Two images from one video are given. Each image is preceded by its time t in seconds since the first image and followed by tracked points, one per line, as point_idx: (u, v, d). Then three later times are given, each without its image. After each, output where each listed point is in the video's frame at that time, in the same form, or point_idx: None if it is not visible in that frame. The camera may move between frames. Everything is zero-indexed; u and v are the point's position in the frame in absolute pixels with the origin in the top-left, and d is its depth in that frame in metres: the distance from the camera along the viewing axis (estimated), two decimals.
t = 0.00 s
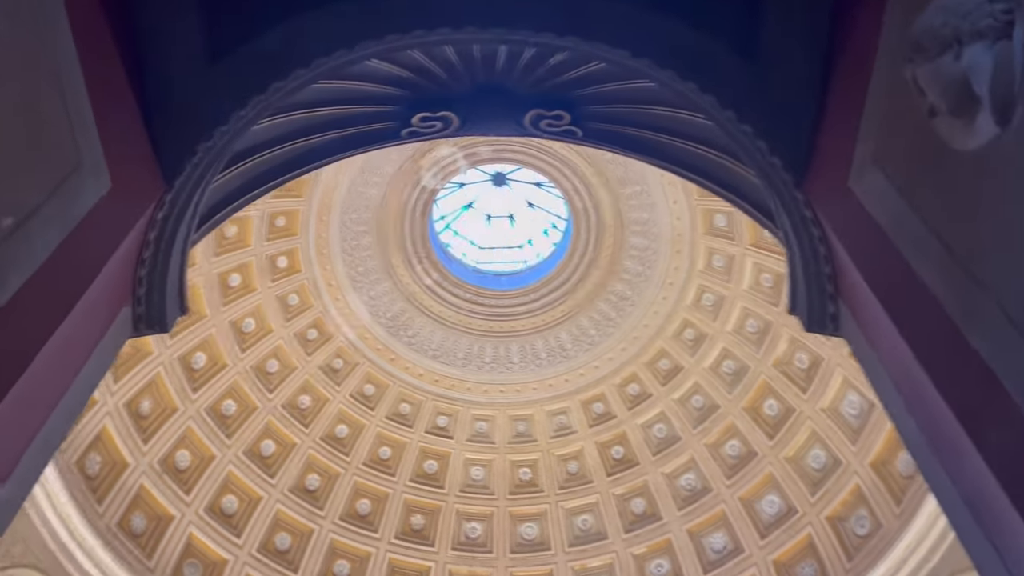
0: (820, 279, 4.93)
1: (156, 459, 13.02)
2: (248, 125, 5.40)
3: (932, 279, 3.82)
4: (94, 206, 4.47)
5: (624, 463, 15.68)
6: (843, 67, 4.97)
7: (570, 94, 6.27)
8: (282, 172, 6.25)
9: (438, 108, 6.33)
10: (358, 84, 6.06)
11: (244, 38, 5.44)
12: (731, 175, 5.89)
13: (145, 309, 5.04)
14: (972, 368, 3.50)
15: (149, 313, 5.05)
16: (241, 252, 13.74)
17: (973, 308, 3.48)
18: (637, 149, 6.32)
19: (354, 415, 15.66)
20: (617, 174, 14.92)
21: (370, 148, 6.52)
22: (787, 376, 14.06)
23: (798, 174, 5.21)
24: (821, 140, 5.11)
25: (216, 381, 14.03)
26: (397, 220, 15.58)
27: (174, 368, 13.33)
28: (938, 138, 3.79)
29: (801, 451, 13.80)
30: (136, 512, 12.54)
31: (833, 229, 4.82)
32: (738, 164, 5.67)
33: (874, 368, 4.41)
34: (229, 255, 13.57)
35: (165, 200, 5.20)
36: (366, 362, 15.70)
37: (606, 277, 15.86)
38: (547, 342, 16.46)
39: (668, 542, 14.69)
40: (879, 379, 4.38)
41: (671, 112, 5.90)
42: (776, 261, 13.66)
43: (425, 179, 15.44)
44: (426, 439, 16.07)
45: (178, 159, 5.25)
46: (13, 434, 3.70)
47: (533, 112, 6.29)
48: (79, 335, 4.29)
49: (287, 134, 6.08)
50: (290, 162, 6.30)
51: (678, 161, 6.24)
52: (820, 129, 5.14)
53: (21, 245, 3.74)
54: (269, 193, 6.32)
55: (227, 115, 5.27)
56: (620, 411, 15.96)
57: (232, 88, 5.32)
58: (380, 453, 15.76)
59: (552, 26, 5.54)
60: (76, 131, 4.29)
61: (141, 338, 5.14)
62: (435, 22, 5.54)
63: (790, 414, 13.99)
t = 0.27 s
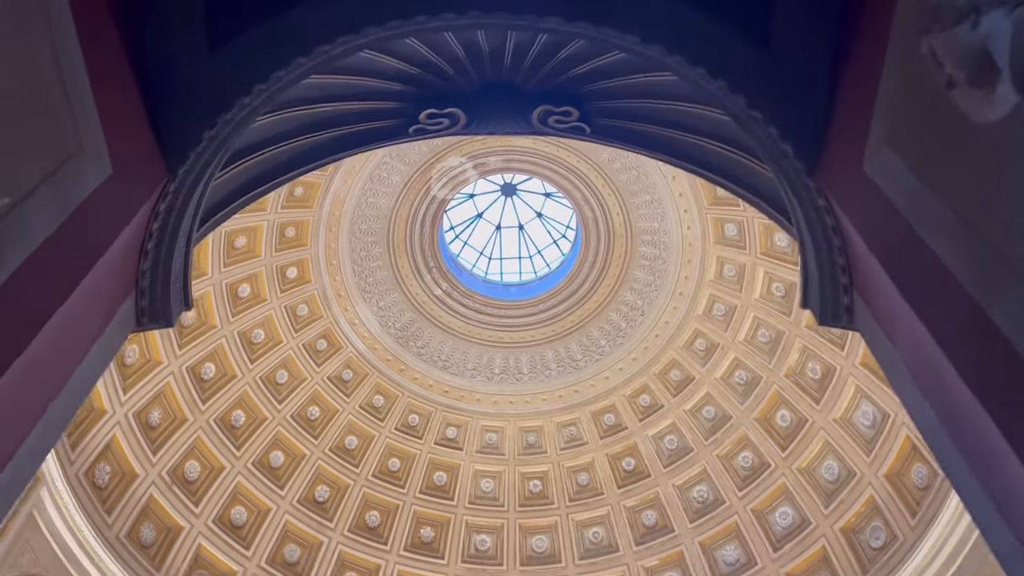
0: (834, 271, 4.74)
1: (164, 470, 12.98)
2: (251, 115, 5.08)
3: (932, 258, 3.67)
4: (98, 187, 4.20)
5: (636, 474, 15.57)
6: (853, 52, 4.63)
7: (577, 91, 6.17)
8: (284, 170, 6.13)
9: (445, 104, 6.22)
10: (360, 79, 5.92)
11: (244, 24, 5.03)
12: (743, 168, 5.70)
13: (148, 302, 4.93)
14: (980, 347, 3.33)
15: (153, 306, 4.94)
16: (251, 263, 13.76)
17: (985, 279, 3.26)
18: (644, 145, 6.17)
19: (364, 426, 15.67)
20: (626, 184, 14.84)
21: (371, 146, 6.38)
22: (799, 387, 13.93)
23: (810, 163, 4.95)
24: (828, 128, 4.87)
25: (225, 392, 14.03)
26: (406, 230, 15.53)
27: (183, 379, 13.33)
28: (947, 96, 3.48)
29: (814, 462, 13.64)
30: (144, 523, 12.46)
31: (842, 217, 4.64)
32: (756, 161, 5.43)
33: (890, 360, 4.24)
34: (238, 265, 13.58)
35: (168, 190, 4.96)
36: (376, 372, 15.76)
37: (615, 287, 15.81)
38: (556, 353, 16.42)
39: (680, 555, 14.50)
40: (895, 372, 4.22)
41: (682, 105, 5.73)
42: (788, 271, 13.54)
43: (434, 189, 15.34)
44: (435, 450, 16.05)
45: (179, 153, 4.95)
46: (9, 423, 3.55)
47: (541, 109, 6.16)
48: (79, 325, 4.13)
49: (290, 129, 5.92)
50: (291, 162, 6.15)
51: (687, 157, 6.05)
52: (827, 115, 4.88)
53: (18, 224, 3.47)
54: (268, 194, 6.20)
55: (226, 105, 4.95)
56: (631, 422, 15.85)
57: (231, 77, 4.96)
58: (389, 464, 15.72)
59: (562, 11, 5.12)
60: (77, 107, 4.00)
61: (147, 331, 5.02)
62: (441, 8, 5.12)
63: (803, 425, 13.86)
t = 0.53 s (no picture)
0: (841, 259, 4.79)
1: (165, 482, 12.89)
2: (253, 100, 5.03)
3: (941, 247, 3.69)
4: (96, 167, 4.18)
5: (640, 486, 15.46)
6: (865, 34, 4.56)
7: (580, 86, 6.14)
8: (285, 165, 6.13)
9: (448, 100, 6.21)
10: (359, 74, 5.90)
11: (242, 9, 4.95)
12: (750, 161, 5.72)
13: (147, 293, 4.97)
14: (982, 335, 3.37)
15: (150, 298, 4.99)
16: (253, 273, 13.74)
17: (1001, 262, 3.25)
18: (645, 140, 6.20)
19: (366, 437, 15.63)
20: (629, 194, 14.78)
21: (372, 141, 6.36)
22: (804, 398, 13.84)
23: (816, 148, 4.92)
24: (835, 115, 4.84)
25: (227, 403, 13.98)
26: (409, 241, 15.51)
27: (185, 391, 13.29)
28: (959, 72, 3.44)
29: (819, 473, 13.54)
30: (145, 535, 12.36)
31: (849, 203, 4.65)
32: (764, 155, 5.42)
33: (901, 346, 4.29)
34: (241, 276, 13.55)
35: (167, 178, 4.94)
36: (378, 384, 15.75)
37: (618, 297, 15.76)
38: (560, 364, 16.36)
39: (685, 568, 14.32)
40: (905, 358, 4.27)
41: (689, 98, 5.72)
42: (792, 280, 13.48)
43: (437, 200, 15.32)
44: (437, 462, 15.98)
45: (179, 140, 4.93)
46: (4, 408, 3.58)
47: (544, 104, 6.15)
48: (77, 313, 4.16)
49: (294, 122, 5.91)
50: (291, 156, 6.15)
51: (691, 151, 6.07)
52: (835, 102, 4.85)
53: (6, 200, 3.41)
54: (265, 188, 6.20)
55: (227, 89, 4.90)
56: (634, 434, 15.77)
57: (225, 62, 4.91)
58: (391, 476, 15.66)
59: None
60: (74, 88, 3.96)
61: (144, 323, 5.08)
62: None
63: (808, 436, 13.78)
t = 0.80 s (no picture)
0: (853, 255, 4.78)
1: (168, 499, 12.79)
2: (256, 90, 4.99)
3: (957, 240, 3.65)
4: (95, 155, 4.14)
5: (646, 505, 15.33)
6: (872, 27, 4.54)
7: (585, 87, 6.13)
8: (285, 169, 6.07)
9: (452, 102, 6.18)
10: (361, 73, 5.89)
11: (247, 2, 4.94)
12: (757, 160, 5.70)
13: (148, 290, 4.98)
14: (999, 329, 3.34)
15: (151, 296, 5.00)
16: (257, 290, 13.74)
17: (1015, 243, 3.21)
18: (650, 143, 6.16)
19: (369, 455, 15.55)
20: (633, 210, 14.72)
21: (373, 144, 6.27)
22: (811, 414, 13.73)
23: (827, 139, 4.86)
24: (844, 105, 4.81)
25: (230, 420, 13.92)
26: (413, 258, 15.49)
27: (188, 408, 13.23)
28: (963, 44, 3.38)
29: (827, 491, 13.39)
30: (147, 553, 12.26)
31: (862, 200, 4.61)
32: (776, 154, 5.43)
33: (915, 341, 4.29)
34: (244, 292, 13.55)
35: (169, 172, 4.92)
36: (382, 402, 15.67)
37: (623, 314, 15.69)
38: (564, 381, 16.26)
39: None
40: (919, 352, 4.28)
41: (705, 98, 5.70)
42: (798, 296, 13.41)
43: (441, 217, 15.29)
44: (442, 480, 15.87)
45: (179, 135, 4.91)
46: None
47: (549, 105, 6.13)
48: (76, 307, 4.16)
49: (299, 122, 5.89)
50: (290, 160, 6.08)
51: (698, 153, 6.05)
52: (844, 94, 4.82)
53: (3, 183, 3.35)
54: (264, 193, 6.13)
55: (230, 79, 4.87)
56: (640, 451, 15.65)
57: (224, 53, 4.89)
58: (395, 495, 15.56)
59: None
60: (74, 74, 3.92)
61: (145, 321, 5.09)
62: None
63: (815, 453, 13.65)
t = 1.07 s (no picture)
0: (865, 246, 4.73)
1: (171, 511, 12.71)
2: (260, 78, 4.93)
3: (971, 217, 3.56)
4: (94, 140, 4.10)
5: (652, 518, 15.22)
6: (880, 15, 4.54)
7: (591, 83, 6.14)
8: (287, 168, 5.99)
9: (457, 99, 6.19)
10: (366, 70, 5.88)
11: None
12: (762, 155, 5.66)
13: (148, 283, 4.92)
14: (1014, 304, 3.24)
15: (152, 289, 4.94)
16: (261, 301, 13.75)
17: None
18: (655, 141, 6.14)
19: (373, 467, 15.49)
20: (638, 221, 14.66)
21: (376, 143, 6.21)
22: (818, 426, 13.63)
23: (836, 128, 4.81)
24: (855, 96, 4.76)
25: (234, 431, 13.88)
26: (418, 269, 15.46)
27: (192, 419, 13.19)
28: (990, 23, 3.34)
29: (835, 503, 13.27)
30: (149, 565, 12.18)
31: (877, 193, 4.54)
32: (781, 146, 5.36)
33: (932, 333, 4.21)
34: (249, 303, 13.56)
35: (169, 160, 4.89)
36: (386, 414, 15.64)
37: (628, 325, 15.62)
38: (569, 394, 16.16)
39: None
40: (934, 341, 4.20)
41: (709, 93, 5.69)
42: (804, 307, 13.35)
43: (446, 228, 15.27)
44: (446, 493, 15.79)
45: (181, 124, 4.90)
46: None
47: (555, 102, 6.16)
48: (74, 294, 4.11)
49: (304, 119, 5.88)
50: (292, 158, 6.00)
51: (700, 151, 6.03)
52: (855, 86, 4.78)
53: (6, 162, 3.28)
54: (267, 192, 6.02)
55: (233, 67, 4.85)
56: (646, 464, 15.55)
57: (230, 45, 4.90)
58: (399, 508, 15.49)
59: None
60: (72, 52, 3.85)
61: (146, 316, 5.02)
62: None
63: (823, 466, 13.52)
